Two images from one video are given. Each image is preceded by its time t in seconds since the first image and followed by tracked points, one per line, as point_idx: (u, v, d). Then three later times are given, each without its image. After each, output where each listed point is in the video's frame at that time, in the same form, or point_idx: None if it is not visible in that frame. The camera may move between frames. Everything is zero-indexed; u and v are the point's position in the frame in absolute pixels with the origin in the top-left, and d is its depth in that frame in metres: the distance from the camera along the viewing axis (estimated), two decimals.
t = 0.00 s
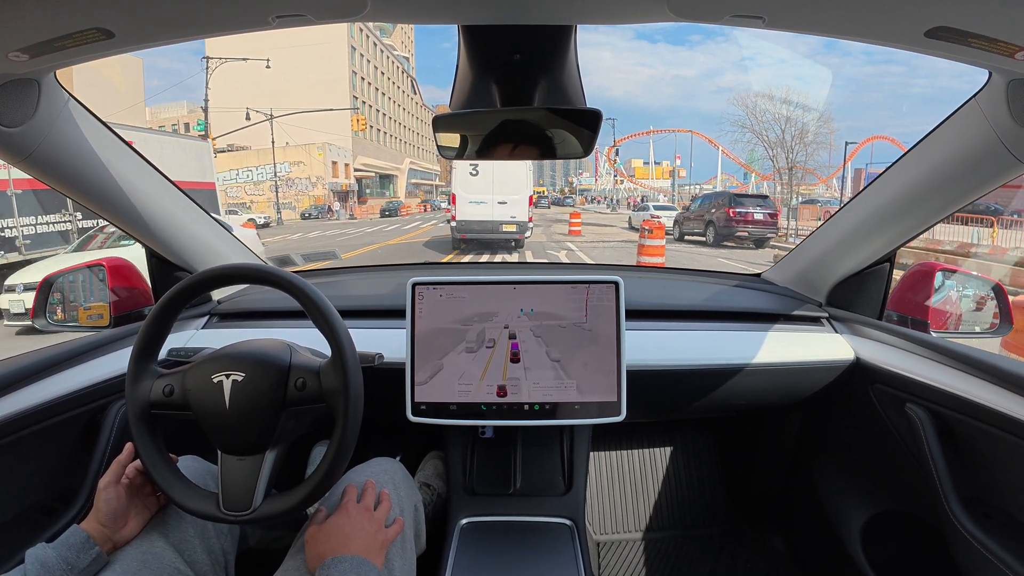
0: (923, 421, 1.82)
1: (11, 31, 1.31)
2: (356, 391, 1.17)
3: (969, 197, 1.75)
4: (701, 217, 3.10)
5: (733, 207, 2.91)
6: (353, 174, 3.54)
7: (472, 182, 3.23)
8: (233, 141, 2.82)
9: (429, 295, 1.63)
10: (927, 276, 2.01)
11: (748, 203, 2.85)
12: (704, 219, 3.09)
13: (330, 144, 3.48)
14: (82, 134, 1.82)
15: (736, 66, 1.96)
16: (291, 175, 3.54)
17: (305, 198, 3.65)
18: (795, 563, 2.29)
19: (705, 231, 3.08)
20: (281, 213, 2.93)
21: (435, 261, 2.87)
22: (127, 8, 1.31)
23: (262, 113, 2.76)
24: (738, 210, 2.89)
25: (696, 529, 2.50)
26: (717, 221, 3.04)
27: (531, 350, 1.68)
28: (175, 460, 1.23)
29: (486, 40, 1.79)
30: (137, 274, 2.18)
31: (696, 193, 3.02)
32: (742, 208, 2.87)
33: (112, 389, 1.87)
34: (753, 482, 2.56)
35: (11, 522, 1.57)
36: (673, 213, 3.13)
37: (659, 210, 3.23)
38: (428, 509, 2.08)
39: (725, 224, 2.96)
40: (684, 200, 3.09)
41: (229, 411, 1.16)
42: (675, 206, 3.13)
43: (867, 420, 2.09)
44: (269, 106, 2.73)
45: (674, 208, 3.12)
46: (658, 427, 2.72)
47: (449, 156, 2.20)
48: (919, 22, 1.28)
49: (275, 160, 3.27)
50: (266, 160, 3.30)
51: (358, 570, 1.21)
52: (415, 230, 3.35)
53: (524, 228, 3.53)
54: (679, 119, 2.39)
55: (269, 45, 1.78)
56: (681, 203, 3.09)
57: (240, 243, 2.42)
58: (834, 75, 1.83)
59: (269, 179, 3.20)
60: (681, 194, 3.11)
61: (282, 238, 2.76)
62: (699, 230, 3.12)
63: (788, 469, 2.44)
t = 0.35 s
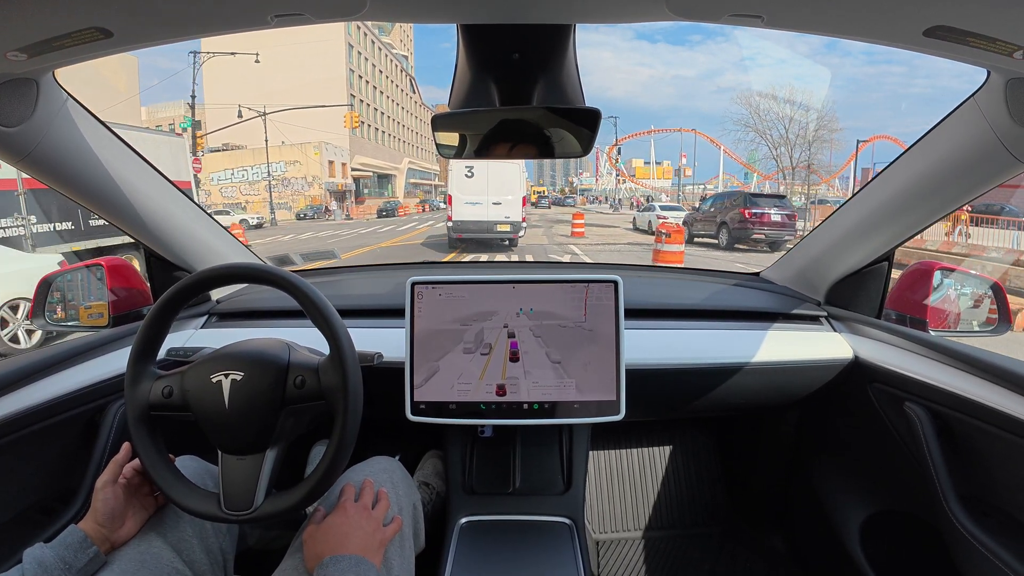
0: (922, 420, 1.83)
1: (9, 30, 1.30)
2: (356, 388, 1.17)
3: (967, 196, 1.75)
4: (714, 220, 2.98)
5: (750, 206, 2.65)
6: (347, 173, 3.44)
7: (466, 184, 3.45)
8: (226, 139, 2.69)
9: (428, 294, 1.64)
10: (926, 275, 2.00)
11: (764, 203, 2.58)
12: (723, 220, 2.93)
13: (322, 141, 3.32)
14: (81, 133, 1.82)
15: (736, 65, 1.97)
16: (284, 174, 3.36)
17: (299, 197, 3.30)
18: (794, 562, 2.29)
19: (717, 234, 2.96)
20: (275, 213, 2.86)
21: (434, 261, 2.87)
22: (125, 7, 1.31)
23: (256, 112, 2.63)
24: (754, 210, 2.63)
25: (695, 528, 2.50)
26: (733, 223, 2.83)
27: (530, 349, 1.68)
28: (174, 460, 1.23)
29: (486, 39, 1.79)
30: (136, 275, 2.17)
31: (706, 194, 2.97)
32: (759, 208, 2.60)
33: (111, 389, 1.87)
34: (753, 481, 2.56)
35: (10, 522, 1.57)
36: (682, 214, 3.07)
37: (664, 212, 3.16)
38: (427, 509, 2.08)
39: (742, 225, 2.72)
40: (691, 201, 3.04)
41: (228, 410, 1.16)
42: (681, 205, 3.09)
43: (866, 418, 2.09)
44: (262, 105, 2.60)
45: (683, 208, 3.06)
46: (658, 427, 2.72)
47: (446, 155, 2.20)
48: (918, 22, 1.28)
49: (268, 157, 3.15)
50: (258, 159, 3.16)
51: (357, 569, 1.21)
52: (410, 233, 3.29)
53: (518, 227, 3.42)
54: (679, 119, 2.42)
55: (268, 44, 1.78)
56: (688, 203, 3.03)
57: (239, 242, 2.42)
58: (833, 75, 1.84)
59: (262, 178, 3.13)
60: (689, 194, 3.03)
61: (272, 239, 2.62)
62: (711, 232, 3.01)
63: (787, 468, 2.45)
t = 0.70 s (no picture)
0: (919, 420, 1.83)
1: (6, 29, 1.30)
2: (353, 386, 1.17)
3: (964, 196, 1.75)
4: (728, 221, 2.78)
5: (767, 208, 2.49)
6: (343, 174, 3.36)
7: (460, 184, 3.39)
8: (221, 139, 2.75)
9: (426, 293, 1.64)
10: (923, 275, 2.00)
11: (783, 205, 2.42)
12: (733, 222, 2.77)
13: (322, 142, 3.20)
14: (78, 132, 1.81)
15: (736, 66, 1.97)
16: (278, 173, 3.06)
17: (295, 197, 3.18)
18: (791, 561, 2.30)
19: (733, 237, 2.78)
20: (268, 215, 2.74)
21: (433, 261, 2.86)
22: (123, 7, 1.31)
23: (248, 110, 2.70)
24: (774, 212, 2.44)
25: (693, 527, 2.51)
26: (750, 225, 2.64)
27: (528, 349, 1.68)
28: (171, 460, 1.23)
29: (485, 38, 1.79)
30: (134, 274, 2.17)
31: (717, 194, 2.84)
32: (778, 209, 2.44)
33: (109, 389, 1.87)
34: (753, 481, 2.56)
35: (7, 521, 1.57)
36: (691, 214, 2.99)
37: (673, 212, 3.12)
38: (425, 508, 2.08)
39: (759, 228, 2.53)
40: (702, 202, 2.93)
41: (225, 410, 1.16)
42: (690, 206, 3.02)
43: (863, 418, 2.09)
44: (253, 101, 2.64)
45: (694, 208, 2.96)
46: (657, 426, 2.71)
47: (444, 154, 2.19)
48: (916, 22, 1.29)
49: (260, 156, 2.93)
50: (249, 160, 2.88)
51: (353, 568, 1.21)
52: (404, 234, 3.31)
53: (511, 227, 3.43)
54: (678, 119, 2.41)
55: (268, 42, 1.77)
56: (698, 204, 2.94)
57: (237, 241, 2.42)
58: (830, 75, 1.84)
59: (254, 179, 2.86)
60: (694, 194, 2.99)
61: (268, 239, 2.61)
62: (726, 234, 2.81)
63: (786, 467, 2.45)
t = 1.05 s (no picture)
0: (918, 418, 1.83)
1: (5, 29, 1.30)
2: (352, 386, 1.17)
3: (962, 195, 1.75)
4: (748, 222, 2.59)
5: (792, 209, 2.31)
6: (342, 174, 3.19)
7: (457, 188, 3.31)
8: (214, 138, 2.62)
9: (425, 293, 1.64)
10: (921, 274, 2.00)
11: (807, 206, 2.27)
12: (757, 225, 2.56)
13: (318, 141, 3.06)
14: (76, 132, 1.81)
15: (736, 66, 1.97)
16: (273, 173, 3.03)
17: (289, 196, 3.13)
18: (791, 560, 2.30)
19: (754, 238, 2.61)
20: (261, 216, 2.60)
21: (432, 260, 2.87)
22: (123, 7, 1.31)
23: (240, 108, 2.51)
24: (798, 214, 2.30)
25: (692, 526, 2.51)
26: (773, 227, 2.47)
27: (527, 348, 1.68)
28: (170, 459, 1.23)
29: (483, 38, 1.78)
30: (133, 274, 2.16)
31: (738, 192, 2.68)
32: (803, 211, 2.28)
33: (108, 389, 1.87)
34: (753, 479, 2.56)
35: (6, 522, 1.57)
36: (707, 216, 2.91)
37: (682, 212, 3.13)
38: (424, 508, 2.08)
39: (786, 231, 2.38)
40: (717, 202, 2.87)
41: (224, 410, 1.16)
42: (698, 205, 3.05)
43: (862, 416, 2.09)
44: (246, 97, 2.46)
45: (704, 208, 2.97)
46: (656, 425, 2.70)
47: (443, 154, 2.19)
48: (914, 21, 1.29)
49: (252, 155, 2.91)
50: (241, 159, 2.84)
51: (353, 567, 1.21)
52: (399, 236, 3.25)
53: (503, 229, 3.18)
54: (678, 118, 2.41)
55: (267, 40, 1.76)
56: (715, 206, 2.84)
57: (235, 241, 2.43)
58: (830, 74, 1.84)
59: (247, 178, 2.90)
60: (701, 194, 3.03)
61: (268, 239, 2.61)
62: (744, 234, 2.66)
63: (786, 466, 2.45)
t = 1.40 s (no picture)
0: (917, 418, 1.83)
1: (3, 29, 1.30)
2: (351, 388, 1.17)
3: (961, 195, 1.76)
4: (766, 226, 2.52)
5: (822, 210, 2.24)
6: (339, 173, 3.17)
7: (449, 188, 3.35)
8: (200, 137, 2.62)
9: (425, 293, 1.64)
10: (920, 273, 2.00)
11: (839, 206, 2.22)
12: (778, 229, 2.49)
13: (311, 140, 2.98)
14: (75, 133, 1.81)
15: (736, 66, 1.97)
16: (267, 172, 3.02)
17: (284, 196, 3.20)
18: (790, 558, 2.31)
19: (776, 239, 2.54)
20: (252, 219, 2.55)
21: (432, 260, 2.87)
22: (122, 7, 1.31)
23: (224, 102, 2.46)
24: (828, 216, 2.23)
25: (691, 525, 2.51)
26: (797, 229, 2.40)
27: (526, 348, 1.68)
28: (169, 458, 1.23)
29: (481, 38, 1.78)
30: (131, 274, 2.17)
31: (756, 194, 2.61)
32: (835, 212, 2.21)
33: (107, 389, 1.87)
34: (752, 478, 2.57)
35: (6, 522, 1.57)
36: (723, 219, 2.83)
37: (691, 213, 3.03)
38: (424, 507, 2.08)
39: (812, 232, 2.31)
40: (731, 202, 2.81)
41: (223, 410, 1.16)
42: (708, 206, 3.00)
43: (861, 416, 2.10)
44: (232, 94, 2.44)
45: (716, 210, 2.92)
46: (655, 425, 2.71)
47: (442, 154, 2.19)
48: (913, 21, 1.29)
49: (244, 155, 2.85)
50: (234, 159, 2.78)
51: (353, 568, 1.21)
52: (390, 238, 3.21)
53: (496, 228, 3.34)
54: (678, 118, 2.41)
55: (264, 39, 1.76)
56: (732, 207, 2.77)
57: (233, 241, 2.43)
58: (829, 74, 1.84)
59: (239, 179, 2.79)
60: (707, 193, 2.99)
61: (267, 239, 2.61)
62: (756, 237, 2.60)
63: (785, 465, 2.46)
